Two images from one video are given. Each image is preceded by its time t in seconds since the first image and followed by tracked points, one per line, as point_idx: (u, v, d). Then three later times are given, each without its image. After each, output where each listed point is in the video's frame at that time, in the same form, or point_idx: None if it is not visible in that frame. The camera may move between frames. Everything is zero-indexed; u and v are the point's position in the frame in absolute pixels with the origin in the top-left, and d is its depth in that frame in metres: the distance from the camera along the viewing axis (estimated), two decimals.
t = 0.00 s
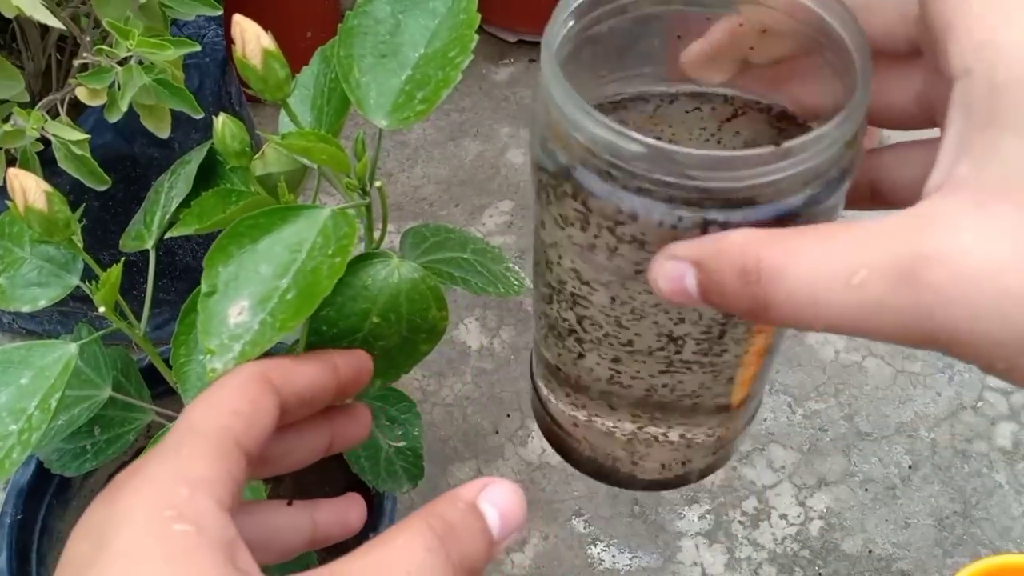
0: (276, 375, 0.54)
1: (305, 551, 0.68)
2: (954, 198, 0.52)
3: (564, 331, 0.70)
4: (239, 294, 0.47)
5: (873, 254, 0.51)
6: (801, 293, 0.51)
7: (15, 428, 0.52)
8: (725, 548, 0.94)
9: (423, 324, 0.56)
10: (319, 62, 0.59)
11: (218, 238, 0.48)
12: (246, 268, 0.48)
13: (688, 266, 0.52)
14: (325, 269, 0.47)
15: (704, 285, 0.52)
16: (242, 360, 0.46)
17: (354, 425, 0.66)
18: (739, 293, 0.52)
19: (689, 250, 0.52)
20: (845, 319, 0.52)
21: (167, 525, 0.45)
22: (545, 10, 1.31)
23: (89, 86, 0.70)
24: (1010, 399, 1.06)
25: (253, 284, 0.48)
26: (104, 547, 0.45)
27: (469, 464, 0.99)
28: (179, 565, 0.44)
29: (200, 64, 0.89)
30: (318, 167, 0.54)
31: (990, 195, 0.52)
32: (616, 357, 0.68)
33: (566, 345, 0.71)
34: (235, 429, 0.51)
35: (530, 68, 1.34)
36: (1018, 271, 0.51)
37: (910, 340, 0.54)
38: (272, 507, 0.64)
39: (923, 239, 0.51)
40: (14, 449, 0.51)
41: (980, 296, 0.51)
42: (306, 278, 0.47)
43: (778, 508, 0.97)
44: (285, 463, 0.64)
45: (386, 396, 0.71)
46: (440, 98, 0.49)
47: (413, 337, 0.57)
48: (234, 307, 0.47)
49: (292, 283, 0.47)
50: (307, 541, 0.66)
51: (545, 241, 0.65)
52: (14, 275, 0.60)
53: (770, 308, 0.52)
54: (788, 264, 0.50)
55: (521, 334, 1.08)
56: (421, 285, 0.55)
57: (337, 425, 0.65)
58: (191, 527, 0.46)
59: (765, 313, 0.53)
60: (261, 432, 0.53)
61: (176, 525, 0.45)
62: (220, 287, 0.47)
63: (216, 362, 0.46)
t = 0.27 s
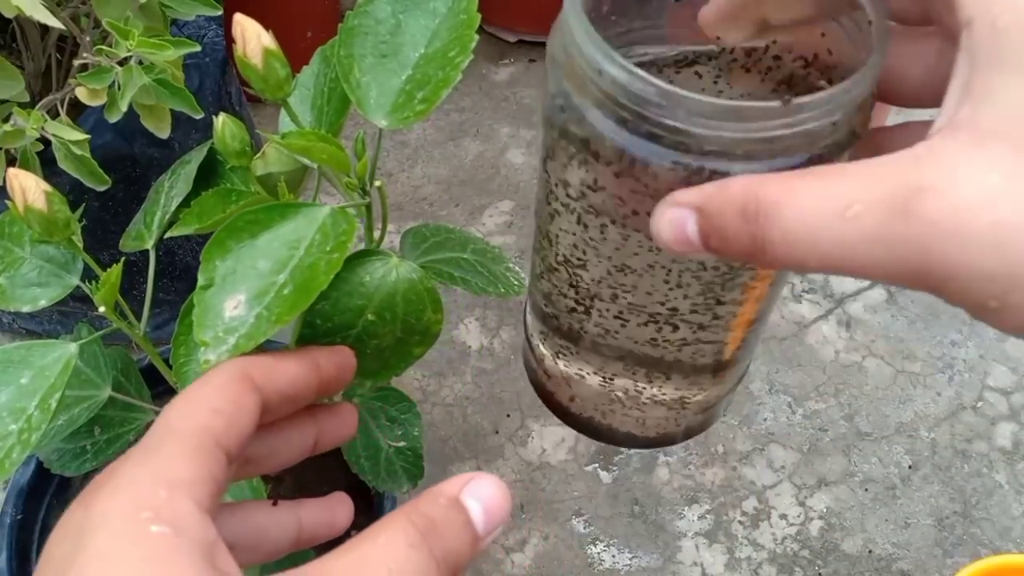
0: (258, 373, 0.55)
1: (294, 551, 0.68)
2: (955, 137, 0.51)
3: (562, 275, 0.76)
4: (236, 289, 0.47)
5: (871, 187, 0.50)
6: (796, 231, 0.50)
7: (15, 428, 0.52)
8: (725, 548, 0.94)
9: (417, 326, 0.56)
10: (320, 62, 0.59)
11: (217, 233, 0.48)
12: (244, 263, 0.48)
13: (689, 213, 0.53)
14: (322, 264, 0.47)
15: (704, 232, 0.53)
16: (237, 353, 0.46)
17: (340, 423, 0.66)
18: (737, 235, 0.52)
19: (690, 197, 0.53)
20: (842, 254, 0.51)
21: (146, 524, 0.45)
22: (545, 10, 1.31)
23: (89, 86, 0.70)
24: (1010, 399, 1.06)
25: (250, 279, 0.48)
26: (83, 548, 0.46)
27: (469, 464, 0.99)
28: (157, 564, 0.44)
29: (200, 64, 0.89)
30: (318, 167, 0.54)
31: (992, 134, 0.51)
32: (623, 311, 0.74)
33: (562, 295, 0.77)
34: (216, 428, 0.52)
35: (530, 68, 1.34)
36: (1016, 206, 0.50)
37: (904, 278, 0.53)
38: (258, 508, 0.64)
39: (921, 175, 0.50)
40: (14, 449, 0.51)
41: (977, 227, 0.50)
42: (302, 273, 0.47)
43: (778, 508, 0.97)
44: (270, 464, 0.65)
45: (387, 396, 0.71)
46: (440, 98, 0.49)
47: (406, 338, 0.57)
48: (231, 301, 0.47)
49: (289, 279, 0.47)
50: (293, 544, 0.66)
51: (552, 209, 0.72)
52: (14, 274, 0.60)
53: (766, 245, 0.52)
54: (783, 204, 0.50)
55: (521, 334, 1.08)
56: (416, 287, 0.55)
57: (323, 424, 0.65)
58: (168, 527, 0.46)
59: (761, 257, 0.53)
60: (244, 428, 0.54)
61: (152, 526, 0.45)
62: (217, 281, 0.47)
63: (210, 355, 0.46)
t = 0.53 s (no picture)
0: (239, 374, 0.53)
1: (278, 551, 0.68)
2: (954, 104, 0.51)
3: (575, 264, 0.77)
4: (233, 286, 0.47)
5: (872, 156, 0.50)
6: (799, 204, 0.50)
7: (15, 428, 0.52)
8: (725, 548, 0.94)
9: (411, 326, 0.56)
10: (319, 62, 0.59)
11: (216, 229, 0.48)
12: (242, 260, 0.48)
13: (692, 190, 0.53)
14: (321, 263, 0.47)
15: (709, 212, 0.53)
16: (233, 350, 0.46)
17: (325, 423, 0.66)
18: (741, 209, 0.52)
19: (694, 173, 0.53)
20: (845, 224, 0.51)
21: (122, 529, 0.43)
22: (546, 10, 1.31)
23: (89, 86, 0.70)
24: (1011, 399, 1.06)
25: (248, 276, 0.48)
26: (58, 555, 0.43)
27: (469, 464, 0.99)
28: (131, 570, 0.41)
29: (200, 64, 0.89)
30: (318, 167, 0.54)
31: (993, 99, 0.50)
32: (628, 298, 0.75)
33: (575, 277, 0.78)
34: (193, 429, 0.49)
35: (530, 68, 1.35)
36: (1016, 170, 0.49)
37: (907, 247, 0.53)
38: (243, 508, 0.63)
39: (920, 138, 0.50)
40: (13, 449, 0.51)
41: (978, 192, 0.50)
42: (301, 272, 0.47)
43: (778, 508, 0.97)
44: (254, 463, 0.64)
45: (387, 396, 0.71)
46: (440, 98, 0.49)
47: (400, 339, 0.56)
48: (228, 298, 0.47)
49: (288, 277, 0.47)
50: (278, 544, 0.66)
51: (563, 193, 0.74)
52: (14, 274, 0.60)
53: (769, 219, 0.52)
54: (785, 176, 0.50)
55: (521, 334, 1.08)
56: (410, 287, 0.55)
57: (307, 423, 0.65)
58: (145, 529, 0.43)
59: (763, 233, 0.53)
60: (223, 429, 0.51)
61: (129, 529, 0.43)
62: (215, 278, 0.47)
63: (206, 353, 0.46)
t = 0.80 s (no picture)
0: (233, 376, 0.53)
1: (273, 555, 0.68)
2: (954, 91, 0.51)
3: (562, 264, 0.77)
4: (234, 285, 0.47)
5: (869, 144, 0.50)
6: (792, 194, 0.50)
7: (16, 428, 0.52)
8: (725, 548, 0.94)
9: (412, 327, 0.56)
10: (320, 63, 0.59)
11: (216, 228, 0.48)
12: (242, 259, 0.48)
13: (683, 181, 0.53)
14: (321, 264, 0.47)
15: (700, 205, 0.53)
16: (232, 349, 0.46)
17: (321, 425, 0.66)
18: (733, 201, 0.52)
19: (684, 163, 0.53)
20: (841, 214, 0.51)
21: (113, 531, 0.43)
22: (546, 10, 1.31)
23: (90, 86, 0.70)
24: (1011, 399, 1.06)
25: (248, 275, 0.48)
26: (48, 556, 0.43)
27: (469, 464, 0.99)
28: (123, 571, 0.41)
29: (201, 64, 0.89)
30: (318, 167, 0.54)
31: (993, 88, 0.50)
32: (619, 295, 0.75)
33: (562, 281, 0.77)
34: (185, 431, 0.49)
35: (530, 67, 1.35)
36: (1018, 158, 0.49)
37: (905, 238, 0.53)
38: (237, 512, 0.63)
39: (919, 127, 0.50)
40: (14, 448, 0.51)
41: (979, 180, 0.49)
42: (301, 271, 0.47)
43: (778, 508, 0.97)
44: (248, 466, 0.64)
45: (387, 396, 0.71)
46: (442, 98, 0.49)
47: (401, 340, 0.56)
48: (228, 297, 0.47)
49: (288, 276, 0.47)
50: (274, 548, 0.66)
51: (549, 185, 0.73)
52: (15, 274, 0.60)
53: (760, 210, 0.52)
54: (780, 166, 0.50)
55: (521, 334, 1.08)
56: (408, 289, 0.55)
57: (302, 425, 0.65)
58: (136, 531, 0.43)
59: (754, 225, 0.53)
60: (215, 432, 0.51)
61: (120, 531, 0.43)
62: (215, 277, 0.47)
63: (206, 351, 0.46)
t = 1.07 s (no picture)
0: (224, 382, 0.53)
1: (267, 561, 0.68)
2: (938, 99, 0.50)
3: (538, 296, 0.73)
4: (231, 287, 0.47)
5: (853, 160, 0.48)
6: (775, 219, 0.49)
7: (15, 428, 0.52)
8: (725, 548, 0.94)
9: (411, 328, 0.56)
10: (319, 63, 0.59)
11: (215, 230, 0.48)
12: (240, 262, 0.48)
13: (662, 205, 0.52)
14: (318, 266, 0.47)
15: (683, 230, 0.52)
16: (230, 353, 0.46)
17: (315, 430, 0.67)
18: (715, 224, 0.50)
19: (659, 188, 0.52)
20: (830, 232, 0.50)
21: (100, 536, 0.43)
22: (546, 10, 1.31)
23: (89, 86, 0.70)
24: (1011, 399, 1.06)
25: (246, 278, 0.48)
26: (36, 561, 0.43)
27: (469, 464, 0.99)
28: None
29: (200, 64, 0.89)
30: (317, 168, 0.54)
31: (976, 96, 0.49)
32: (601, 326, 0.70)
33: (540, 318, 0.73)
34: (176, 436, 0.49)
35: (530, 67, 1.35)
36: (1006, 168, 0.47)
37: (896, 253, 0.51)
38: (227, 518, 0.63)
39: (901, 141, 0.48)
40: (13, 448, 0.51)
41: (964, 192, 0.48)
42: (298, 274, 0.47)
43: (778, 508, 0.97)
44: (240, 472, 0.64)
45: (387, 396, 0.71)
46: (440, 99, 0.49)
47: (400, 342, 0.56)
48: (226, 300, 0.47)
49: (285, 279, 0.47)
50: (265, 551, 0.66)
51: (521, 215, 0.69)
52: (14, 274, 0.60)
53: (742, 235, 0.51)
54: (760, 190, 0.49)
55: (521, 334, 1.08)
56: (406, 289, 0.55)
57: (296, 432, 0.66)
58: (124, 537, 0.43)
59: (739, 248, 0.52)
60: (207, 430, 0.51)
61: (108, 536, 0.43)
62: (213, 279, 0.47)
63: (203, 354, 0.46)
